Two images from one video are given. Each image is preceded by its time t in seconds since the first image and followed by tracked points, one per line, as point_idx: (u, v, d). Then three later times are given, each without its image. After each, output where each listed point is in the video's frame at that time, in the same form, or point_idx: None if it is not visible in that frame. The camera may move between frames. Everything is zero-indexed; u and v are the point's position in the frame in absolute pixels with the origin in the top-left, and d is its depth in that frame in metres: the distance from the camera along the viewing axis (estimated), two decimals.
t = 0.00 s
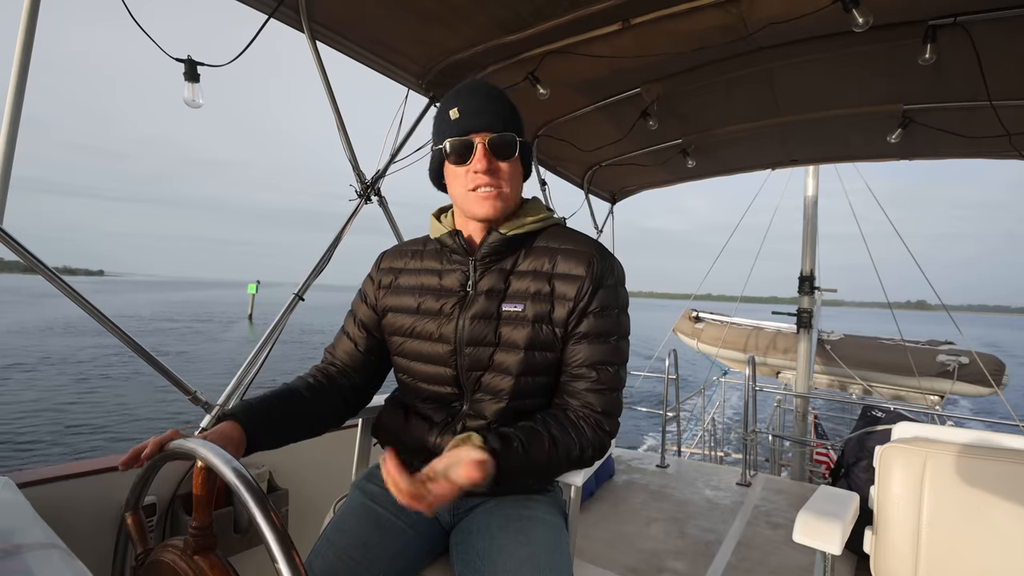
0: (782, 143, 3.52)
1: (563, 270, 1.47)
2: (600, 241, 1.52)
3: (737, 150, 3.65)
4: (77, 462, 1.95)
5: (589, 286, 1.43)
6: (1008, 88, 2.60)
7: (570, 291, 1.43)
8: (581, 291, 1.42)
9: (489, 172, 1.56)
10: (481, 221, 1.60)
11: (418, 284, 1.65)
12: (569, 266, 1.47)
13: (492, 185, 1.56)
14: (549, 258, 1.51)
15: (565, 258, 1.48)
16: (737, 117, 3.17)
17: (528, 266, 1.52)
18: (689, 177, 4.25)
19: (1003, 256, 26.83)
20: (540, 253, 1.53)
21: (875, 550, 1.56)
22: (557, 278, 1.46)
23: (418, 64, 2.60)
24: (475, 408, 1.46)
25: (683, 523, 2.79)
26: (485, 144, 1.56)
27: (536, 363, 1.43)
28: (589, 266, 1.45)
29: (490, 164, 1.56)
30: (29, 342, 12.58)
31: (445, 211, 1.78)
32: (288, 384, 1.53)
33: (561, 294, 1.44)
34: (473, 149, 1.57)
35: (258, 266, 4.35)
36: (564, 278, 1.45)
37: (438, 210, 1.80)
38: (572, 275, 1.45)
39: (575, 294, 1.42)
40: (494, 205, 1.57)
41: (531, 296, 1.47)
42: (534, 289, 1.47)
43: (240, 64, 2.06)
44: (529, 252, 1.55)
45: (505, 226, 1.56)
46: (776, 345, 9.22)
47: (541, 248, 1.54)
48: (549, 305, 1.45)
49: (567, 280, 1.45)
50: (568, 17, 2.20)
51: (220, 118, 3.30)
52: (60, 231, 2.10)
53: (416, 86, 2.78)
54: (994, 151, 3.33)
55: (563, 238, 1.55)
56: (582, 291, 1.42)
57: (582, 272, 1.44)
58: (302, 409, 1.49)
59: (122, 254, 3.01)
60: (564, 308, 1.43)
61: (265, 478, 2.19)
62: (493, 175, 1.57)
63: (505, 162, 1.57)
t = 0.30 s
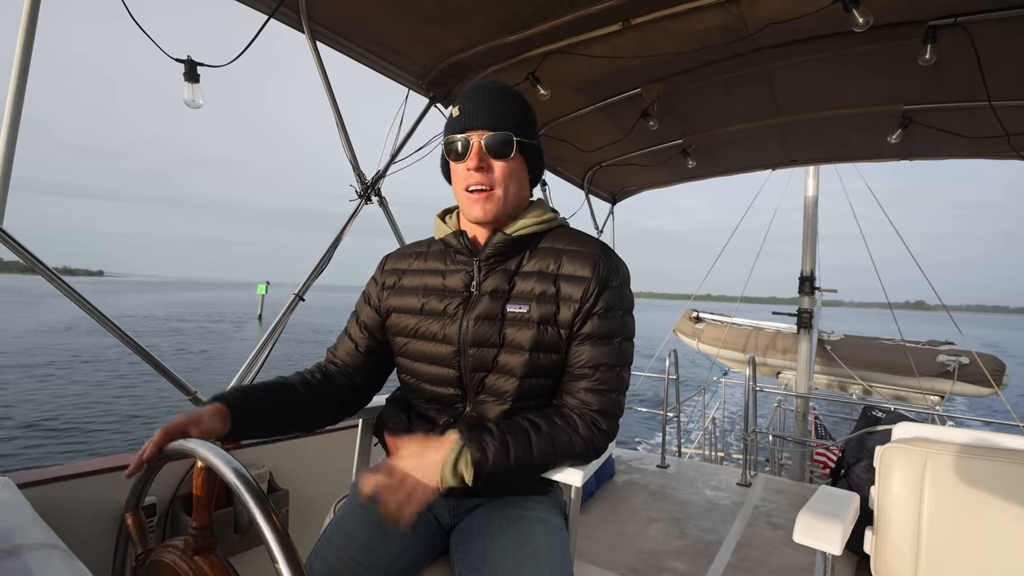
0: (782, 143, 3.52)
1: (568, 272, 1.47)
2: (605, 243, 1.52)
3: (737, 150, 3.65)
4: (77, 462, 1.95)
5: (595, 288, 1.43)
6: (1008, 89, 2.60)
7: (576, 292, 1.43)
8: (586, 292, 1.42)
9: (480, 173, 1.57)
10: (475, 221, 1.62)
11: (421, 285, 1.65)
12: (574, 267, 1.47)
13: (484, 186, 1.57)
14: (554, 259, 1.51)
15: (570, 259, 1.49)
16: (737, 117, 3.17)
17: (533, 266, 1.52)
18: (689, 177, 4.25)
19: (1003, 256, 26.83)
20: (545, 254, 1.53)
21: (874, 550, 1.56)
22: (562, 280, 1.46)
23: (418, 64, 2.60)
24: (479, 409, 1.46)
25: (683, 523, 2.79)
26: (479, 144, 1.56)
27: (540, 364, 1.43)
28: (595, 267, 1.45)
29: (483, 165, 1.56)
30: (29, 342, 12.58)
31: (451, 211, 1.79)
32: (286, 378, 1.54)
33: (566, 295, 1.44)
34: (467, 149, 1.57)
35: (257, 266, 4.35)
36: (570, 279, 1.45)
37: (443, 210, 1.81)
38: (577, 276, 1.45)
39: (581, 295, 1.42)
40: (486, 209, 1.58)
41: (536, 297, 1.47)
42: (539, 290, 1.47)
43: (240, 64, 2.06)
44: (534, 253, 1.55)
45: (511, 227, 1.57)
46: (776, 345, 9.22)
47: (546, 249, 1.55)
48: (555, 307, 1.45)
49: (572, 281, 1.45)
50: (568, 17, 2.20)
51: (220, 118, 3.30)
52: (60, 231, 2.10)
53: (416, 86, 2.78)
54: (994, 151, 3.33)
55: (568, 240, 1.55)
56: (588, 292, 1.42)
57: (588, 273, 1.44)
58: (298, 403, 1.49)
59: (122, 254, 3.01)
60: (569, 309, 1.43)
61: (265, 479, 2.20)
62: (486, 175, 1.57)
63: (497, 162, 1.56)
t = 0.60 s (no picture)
0: (783, 143, 3.52)
1: (575, 271, 1.47)
2: (611, 243, 1.52)
3: (738, 150, 3.65)
4: (77, 462, 1.95)
5: (601, 287, 1.43)
6: (1009, 88, 2.59)
7: (582, 292, 1.43)
8: (592, 291, 1.42)
9: (482, 171, 1.57)
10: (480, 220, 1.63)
11: (428, 283, 1.65)
12: (581, 267, 1.47)
13: (485, 184, 1.57)
14: (561, 259, 1.52)
15: (577, 259, 1.49)
16: (737, 117, 3.17)
17: (540, 266, 1.52)
18: (690, 177, 4.25)
19: (1003, 256, 26.82)
20: (552, 253, 1.53)
21: (874, 551, 1.56)
22: (569, 279, 1.46)
23: (419, 65, 2.60)
24: (483, 407, 1.46)
25: (683, 523, 2.79)
26: (481, 143, 1.57)
27: (544, 363, 1.43)
28: (602, 266, 1.45)
29: (485, 163, 1.56)
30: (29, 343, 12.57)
31: (460, 210, 1.79)
32: (270, 393, 1.53)
33: (573, 294, 1.44)
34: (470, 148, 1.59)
35: (257, 266, 4.35)
36: (577, 278, 1.45)
37: (451, 209, 1.82)
38: (584, 275, 1.45)
39: (586, 294, 1.42)
40: (488, 206, 1.58)
41: (543, 296, 1.47)
42: (546, 289, 1.47)
43: (240, 64, 2.05)
44: (541, 252, 1.55)
45: (518, 227, 1.57)
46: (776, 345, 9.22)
47: (553, 249, 1.55)
48: (561, 306, 1.45)
49: (579, 280, 1.45)
50: (568, 17, 2.20)
51: (220, 118, 3.30)
52: (60, 232, 2.10)
53: (416, 86, 2.78)
54: (995, 151, 3.32)
55: (575, 240, 1.55)
56: (594, 291, 1.42)
57: (595, 272, 1.44)
58: (281, 413, 1.49)
59: (122, 254, 3.01)
60: (575, 308, 1.43)
61: (265, 479, 2.20)
62: (487, 174, 1.57)
63: (498, 160, 1.56)
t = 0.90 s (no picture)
0: (782, 143, 3.52)
1: (576, 270, 1.47)
2: (612, 243, 1.53)
3: (738, 150, 3.65)
4: (77, 463, 1.95)
5: (601, 287, 1.43)
6: (1009, 88, 2.59)
7: (582, 291, 1.43)
8: (592, 290, 1.42)
9: (484, 172, 1.57)
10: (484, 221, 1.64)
11: (430, 282, 1.65)
12: (582, 266, 1.47)
13: (488, 186, 1.57)
14: (561, 258, 1.52)
15: (578, 259, 1.49)
16: (737, 117, 3.17)
17: (540, 265, 1.52)
18: (690, 177, 4.25)
19: (1003, 256, 26.82)
20: (553, 253, 1.53)
21: (874, 551, 1.56)
22: (569, 278, 1.46)
23: (419, 64, 2.60)
24: (483, 406, 1.46)
25: (683, 523, 2.79)
26: (482, 144, 1.57)
27: (545, 361, 1.43)
28: (602, 266, 1.45)
29: (486, 164, 1.57)
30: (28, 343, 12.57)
31: (462, 211, 1.80)
32: (277, 385, 1.55)
33: (573, 293, 1.44)
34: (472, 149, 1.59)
35: (257, 267, 4.35)
36: (577, 278, 1.45)
37: (454, 210, 1.82)
38: (584, 275, 1.45)
39: (586, 294, 1.42)
40: (491, 207, 1.58)
41: (544, 295, 1.47)
42: (547, 288, 1.47)
43: (240, 64, 2.05)
44: (543, 252, 1.55)
45: (521, 227, 1.57)
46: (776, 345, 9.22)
47: (554, 249, 1.55)
48: (562, 305, 1.45)
49: (580, 280, 1.45)
50: (569, 17, 2.20)
51: (220, 118, 3.30)
52: (60, 232, 2.10)
53: (416, 86, 2.78)
54: (994, 151, 3.32)
55: (576, 240, 1.55)
56: (594, 290, 1.42)
57: (595, 272, 1.44)
58: (285, 407, 1.49)
59: (121, 255, 3.01)
60: (575, 307, 1.43)
61: (265, 479, 2.20)
62: (490, 175, 1.57)
63: (501, 161, 1.56)
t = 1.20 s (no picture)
0: (782, 143, 3.52)
1: (572, 271, 1.47)
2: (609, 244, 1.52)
3: (738, 150, 3.65)
4: (77, 463, 1.95)
5: (597, 287, 1.43)
6: (1009, 88, 2.59)
7: (579, 291, 1.43)
8: (588, 291, 1.43)
9: (493, 180, 1.57)
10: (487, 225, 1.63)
11: (428, 283, 1.65)
12: (578, 267, 1.47)
13: (497, 193, 1.57)
14: (557, 259, 1.52)
15: (574, 259, 1.49)
16: (737, 117, 3.17)
17: (537, 266, 1.53)
18: (689, 177, 4.25)
19: (1004, 257, 26.82)
20: (550, 254, 1.53)
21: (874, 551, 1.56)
22: (566, 278, 1.47)
23: (419, 64, 2.60)
24: (481, 407, 1.46)
25: (683, 523, 2.79)
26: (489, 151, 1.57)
27: (542, 362, 1.43)
28: (598, 266, 1.45)
29: (495, 172, 1.56)
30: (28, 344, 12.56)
31: (458, 213, 1.80)
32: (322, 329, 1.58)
33: (569, 293, 1.44)
34: (478, 157, 1.57)
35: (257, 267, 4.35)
36: (573, 278, 1.45)
37: (450, 212, 1.82)
38: (581, 275, 1.45)
39: (583, 294, 1.43)
40: (501, 213, 1.58)
41: (540, 296, 1.47)
42: (543, 289, 1.48)
43: (239, 64, 2.06)
44: (539, 253, 1.55)
45: (518, 229, 1.58)
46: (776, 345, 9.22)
47: (551, 249, 1.55)
48: (558, 305, 1.45)
49: (575, 280, 1.45)
50: (569, 17, 2.20)
51: (219, 119, 3.30)
52: (60, 232, 2.10)
53: (416, 86, 2.78)
54: (994, 151, 3.32)
55: (572, 241, 1.55)
56: (590, 290, 1.42)
57: (591, 272, 1.44)
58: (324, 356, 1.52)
59: (121, 255, 3.01)
60: (572, 307, 1.43)
61: (266, 479, 2.20)
62: (499, 182, 1.57)
63: (508, 168, 1.56)
